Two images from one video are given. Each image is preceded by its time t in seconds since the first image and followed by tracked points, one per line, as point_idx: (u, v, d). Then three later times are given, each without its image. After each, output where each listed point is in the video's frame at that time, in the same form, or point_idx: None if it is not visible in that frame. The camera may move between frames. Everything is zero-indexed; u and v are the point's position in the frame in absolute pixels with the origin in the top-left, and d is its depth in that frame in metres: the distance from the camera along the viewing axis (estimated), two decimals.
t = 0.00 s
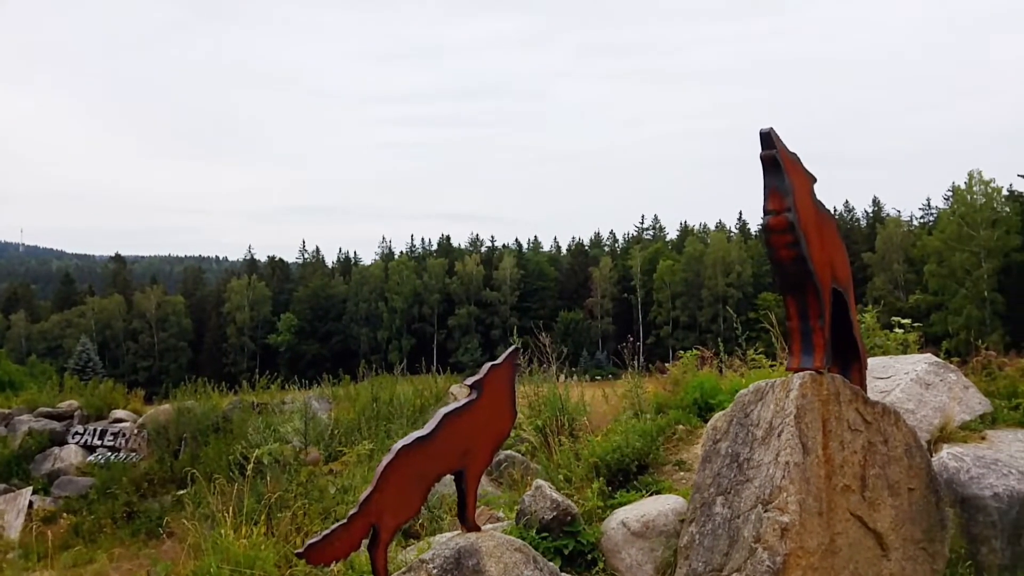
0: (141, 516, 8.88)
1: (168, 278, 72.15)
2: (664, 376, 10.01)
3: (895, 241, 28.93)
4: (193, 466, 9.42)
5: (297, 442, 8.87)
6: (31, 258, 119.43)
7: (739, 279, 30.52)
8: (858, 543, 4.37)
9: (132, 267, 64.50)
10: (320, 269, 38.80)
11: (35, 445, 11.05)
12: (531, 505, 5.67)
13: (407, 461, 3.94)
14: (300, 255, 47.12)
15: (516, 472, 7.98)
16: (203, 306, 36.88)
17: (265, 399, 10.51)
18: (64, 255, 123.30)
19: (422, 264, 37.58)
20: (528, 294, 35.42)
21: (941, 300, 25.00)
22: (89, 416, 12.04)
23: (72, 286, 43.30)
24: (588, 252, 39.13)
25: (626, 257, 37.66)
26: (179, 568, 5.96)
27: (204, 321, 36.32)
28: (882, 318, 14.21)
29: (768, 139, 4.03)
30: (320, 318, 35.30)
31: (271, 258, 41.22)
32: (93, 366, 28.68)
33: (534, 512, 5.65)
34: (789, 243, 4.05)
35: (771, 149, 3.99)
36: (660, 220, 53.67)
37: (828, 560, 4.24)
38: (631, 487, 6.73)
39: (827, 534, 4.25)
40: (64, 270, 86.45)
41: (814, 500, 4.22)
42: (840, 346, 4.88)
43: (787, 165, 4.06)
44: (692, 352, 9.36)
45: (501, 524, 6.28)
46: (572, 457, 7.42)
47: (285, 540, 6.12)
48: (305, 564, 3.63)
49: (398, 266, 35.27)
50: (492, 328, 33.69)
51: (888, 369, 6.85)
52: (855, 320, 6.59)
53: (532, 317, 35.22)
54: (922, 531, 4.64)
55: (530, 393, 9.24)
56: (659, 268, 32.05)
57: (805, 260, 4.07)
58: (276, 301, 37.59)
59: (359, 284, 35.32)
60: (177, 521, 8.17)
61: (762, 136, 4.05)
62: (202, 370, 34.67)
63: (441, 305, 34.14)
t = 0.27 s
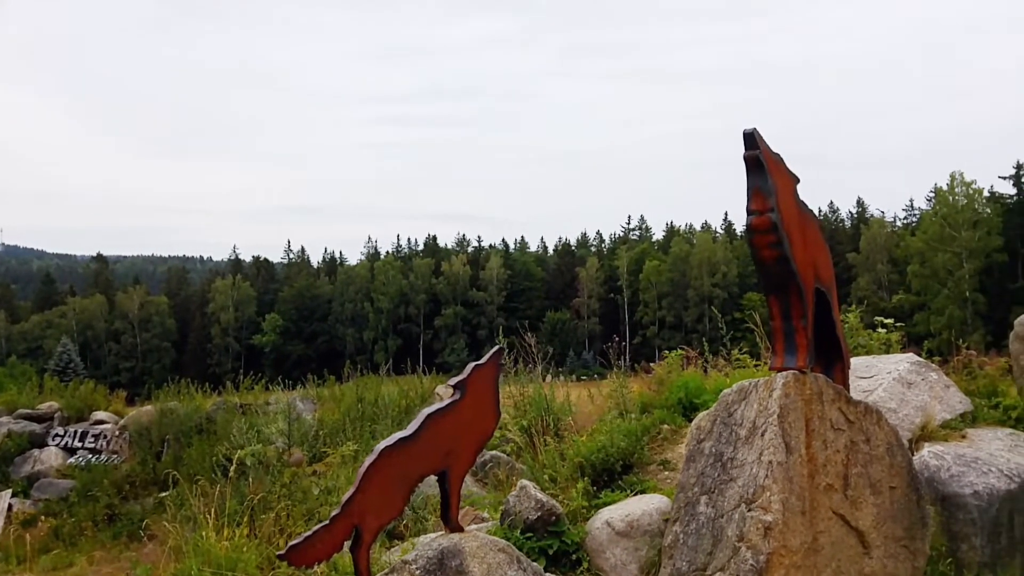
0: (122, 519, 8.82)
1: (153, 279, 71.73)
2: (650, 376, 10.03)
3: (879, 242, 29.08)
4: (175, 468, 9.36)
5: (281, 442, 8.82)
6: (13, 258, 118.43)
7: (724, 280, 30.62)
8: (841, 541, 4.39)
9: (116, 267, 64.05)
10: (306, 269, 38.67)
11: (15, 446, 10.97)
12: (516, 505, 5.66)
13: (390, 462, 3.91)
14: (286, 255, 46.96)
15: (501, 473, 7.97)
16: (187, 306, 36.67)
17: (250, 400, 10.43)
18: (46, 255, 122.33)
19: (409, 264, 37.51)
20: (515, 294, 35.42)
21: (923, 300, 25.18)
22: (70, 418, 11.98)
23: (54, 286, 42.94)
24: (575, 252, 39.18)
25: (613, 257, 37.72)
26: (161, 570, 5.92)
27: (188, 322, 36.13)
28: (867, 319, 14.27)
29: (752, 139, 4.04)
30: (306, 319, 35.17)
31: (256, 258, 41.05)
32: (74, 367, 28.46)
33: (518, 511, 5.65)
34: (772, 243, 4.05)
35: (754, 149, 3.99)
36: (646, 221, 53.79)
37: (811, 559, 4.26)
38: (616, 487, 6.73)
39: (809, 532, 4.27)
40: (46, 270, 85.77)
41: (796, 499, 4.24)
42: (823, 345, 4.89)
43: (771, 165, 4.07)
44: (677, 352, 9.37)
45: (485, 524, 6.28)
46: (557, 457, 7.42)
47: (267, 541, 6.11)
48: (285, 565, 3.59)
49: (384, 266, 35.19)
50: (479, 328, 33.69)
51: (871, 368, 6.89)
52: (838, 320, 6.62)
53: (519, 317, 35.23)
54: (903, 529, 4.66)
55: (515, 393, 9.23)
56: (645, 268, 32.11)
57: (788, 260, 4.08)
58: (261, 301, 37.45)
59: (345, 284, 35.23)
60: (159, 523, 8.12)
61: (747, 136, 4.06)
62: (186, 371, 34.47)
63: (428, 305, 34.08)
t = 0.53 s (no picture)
0: (104, 522, 8.76)
1: (137, 279, 71.25)
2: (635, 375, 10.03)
3: (863, 243, 29.23)
4: (158, 470, 9.29)
5: (265, 443, 8.77)
6: None
7: (710, 280, 30.73)
8: (824, 540, 4.40)
9: (98, 267, 63.54)
10: (291, 269, 38.53)
11: None
12: (501, 505, 5.65)
13: (372, 463, 3.88)
14: (271, 256, 46.78)
15: (487, 473, 7.97)
16: (171, 307, 36.46)
17: (233, 400, 10.37)
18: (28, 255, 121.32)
19: (395, 264, 37.44)
20: (502, 294, 35.41)
21: (907, 300, 25.35)
22: (51, 419, 11.91)
23: (35, 286, 42.56)
24: (562, 253, 39.21)
25: (599, 257, 37.77)
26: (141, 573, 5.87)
27: (172, 322, 35.94)
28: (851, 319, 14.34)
29: (735, 141, 4.05)
30: (291, 319, 35.03)
31: (241, 258, 40.85)
32: (55, 368, 28.22)
33: (503, 512, 5.63)
34: (756, 244, 4.06)
35: (738, 150, 4.00)
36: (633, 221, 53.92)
37: (794, 558, 4.28)
38: (601, 487, 6.74)
39: (792, 532, 4.28)
40: (27, 270, 85.01)
41: (780, 498, 4.25)
42: (807, 345, 4.91)
43: (754, 165, 4.08)
44: (662, 352, 9.38)
45: (470, 525, 6.26)
46: (543, 457, 7.41)
47: (250, 543, 6.09)
48: (267, 567, 3.56)
49: (370, 265, 35.12)
50: (466, 329, 33.68)
51: (854, 368, 6.91)
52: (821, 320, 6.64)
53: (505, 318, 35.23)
54: (885, 527, 4.68)
55: (500, 393, 9.21)
56: (632, 269, 32.17)
57: (772, 260, 4.09)
58: (246, 301, 37.29)
59: (330, 284, 35.16)
60: (141, 525, 8.05)
61: (730, 137, 4.06)
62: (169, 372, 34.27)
63: (414, 306, 34.03)
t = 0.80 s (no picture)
0: (85, 524, 8.69)
1: (120, 278, 70.76)
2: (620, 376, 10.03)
3: (848, 243, 29.36)
4: (139, 472, 9.22)
5: (249, 444, 8.67)
6: None
7: (696, 280, 30.81)
8: (808, 539, 4.41)
9: (80, 266, 63.02)
10: (276, 269, 38.37)
11: None
12: (486, 506, 5.63)
13: (356, 464, 3.85)
14: (256, 256, 46.58)
15: (473, 473, 7.96)
16: (154, 307, 36.23)
17: (217, 401, 10.31)
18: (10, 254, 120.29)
19: (381, 264, 37.34)
20: (488, 294, 35.39)
21: (891, 300, 25.50)
22: (31, 421, 11.80)
23: (16, 286, 42.19)
24: (549, 253, 39.23)
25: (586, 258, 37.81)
26: None
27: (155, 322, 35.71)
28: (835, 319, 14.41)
29: (719, 140, 4.05)
30: (276, 319, 34.88)
31: (226, 258, 40.65)
32: (36, 369, 27.97)
33: (488, 513, 5.61)
34: (739, 244, 4.07)
35: (722, 150, 4.00)
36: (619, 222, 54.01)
37: (778, 557, 4.28)
38: (586, 487, 6.74)
39: (776, 531, 4.29)
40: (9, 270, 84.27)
41: (764, 497, 4.26)
42: (792, 345, 4.92)
43: (739, 165, 4.08)
44: (647, 352, 9.39)
45: (455, 525, 6.24)
46: (529, 457, 7.39)
47: (233, 546, 6.05)
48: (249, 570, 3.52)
49: (356, 265, 35.02)
50: (452, 329, 33.64)
51: (838, 368, 6.93)
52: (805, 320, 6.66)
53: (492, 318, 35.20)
54: (869, 526, 4.70)
55: (486, 393, 9.19)
56: (618, 269, 32.22)
57: (755, 260, 4.09)
58: (231, 301, 37.11)
59: (316, 284, 35.06)
60: (122, 527, 7.98)
61: (713, 137, 4.07)
62: (153, 372, 34.04)
63: (400, 306, 33.95)
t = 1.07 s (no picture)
0: (63, 526, 8.60)
1: (100, 278, 70.22)
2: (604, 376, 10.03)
3: (830, 244, 29.51)
4: (119, 473, 9.13)
5: (230, 445, 8.64)
6: None
7: (679, 281, 30.90)
8: (789, 539, 4.43)
9: (60, 266, 62.47)
10: (259, 269, 38.19)
11: None
12: (469, 507, 5.61)
13: (338, 465, 3.82)
14: (239, 255, 46.34)
15: (456, 474, 7.94)
16: (135, 307, 35.97)
17: (198, 402, 10.24)
18: None
19: (365, 264, 37.23)
20: (473, 294, 35.36)
21: (872, 301, 25.67)
22: (9, 422, 11.68)
23: None
24: (534, 253, 39.25)
25: (571, 258, 37.83)
26: None
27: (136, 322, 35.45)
28: (817, 319, 14.51)
29: (702, 141, 4.05)
30: (258, 320, 34.70)
31: (208, 257, 40.41)
32: (14, 369, 27.68)
33: (471, 513, 5.59)
34: (723, 244, 4.07)
35: (705, 151, 4.00)
36: (604, 222, 54.11)
37: (760, 557, 4.29)
38: (569, 487, 6.73)
39: (758, 531, 4.29)
40: None
41: (746, 497, 4.26)
42: (774, 345, 4.93)
43: (721, 166, 4.08)
44: (631, 352, 9.38)
45: (438, 527, 6.22)
46: (512, 457, 7.37)
47: (214, 548, 6.02)
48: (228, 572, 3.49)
49: (339, 265, 34.91)
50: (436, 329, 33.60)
51: (820, 368, 6.96)
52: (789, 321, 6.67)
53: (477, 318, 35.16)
54: (850, 525, 4.71)
55: (469, 393, 9.17)
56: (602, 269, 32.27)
57: (738, 261, 4.09)
58: (214, 301, 36.91)
59: (299, 284, 34.94)
60: (102, 529, 7.92)
61: (697, 137, 4.06)
62: (133, 373, 33.78)
63: (384, 306, 33.86)
